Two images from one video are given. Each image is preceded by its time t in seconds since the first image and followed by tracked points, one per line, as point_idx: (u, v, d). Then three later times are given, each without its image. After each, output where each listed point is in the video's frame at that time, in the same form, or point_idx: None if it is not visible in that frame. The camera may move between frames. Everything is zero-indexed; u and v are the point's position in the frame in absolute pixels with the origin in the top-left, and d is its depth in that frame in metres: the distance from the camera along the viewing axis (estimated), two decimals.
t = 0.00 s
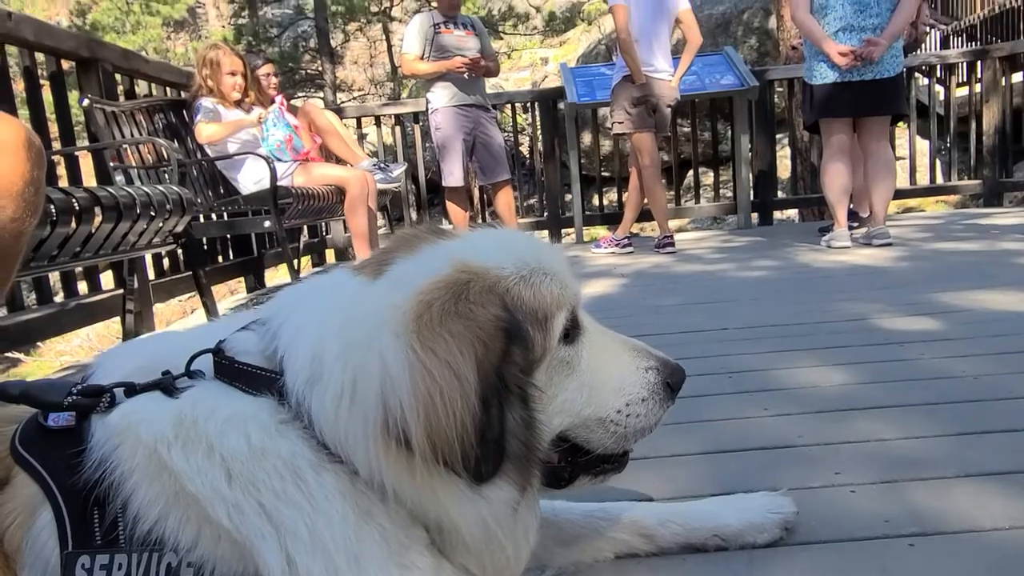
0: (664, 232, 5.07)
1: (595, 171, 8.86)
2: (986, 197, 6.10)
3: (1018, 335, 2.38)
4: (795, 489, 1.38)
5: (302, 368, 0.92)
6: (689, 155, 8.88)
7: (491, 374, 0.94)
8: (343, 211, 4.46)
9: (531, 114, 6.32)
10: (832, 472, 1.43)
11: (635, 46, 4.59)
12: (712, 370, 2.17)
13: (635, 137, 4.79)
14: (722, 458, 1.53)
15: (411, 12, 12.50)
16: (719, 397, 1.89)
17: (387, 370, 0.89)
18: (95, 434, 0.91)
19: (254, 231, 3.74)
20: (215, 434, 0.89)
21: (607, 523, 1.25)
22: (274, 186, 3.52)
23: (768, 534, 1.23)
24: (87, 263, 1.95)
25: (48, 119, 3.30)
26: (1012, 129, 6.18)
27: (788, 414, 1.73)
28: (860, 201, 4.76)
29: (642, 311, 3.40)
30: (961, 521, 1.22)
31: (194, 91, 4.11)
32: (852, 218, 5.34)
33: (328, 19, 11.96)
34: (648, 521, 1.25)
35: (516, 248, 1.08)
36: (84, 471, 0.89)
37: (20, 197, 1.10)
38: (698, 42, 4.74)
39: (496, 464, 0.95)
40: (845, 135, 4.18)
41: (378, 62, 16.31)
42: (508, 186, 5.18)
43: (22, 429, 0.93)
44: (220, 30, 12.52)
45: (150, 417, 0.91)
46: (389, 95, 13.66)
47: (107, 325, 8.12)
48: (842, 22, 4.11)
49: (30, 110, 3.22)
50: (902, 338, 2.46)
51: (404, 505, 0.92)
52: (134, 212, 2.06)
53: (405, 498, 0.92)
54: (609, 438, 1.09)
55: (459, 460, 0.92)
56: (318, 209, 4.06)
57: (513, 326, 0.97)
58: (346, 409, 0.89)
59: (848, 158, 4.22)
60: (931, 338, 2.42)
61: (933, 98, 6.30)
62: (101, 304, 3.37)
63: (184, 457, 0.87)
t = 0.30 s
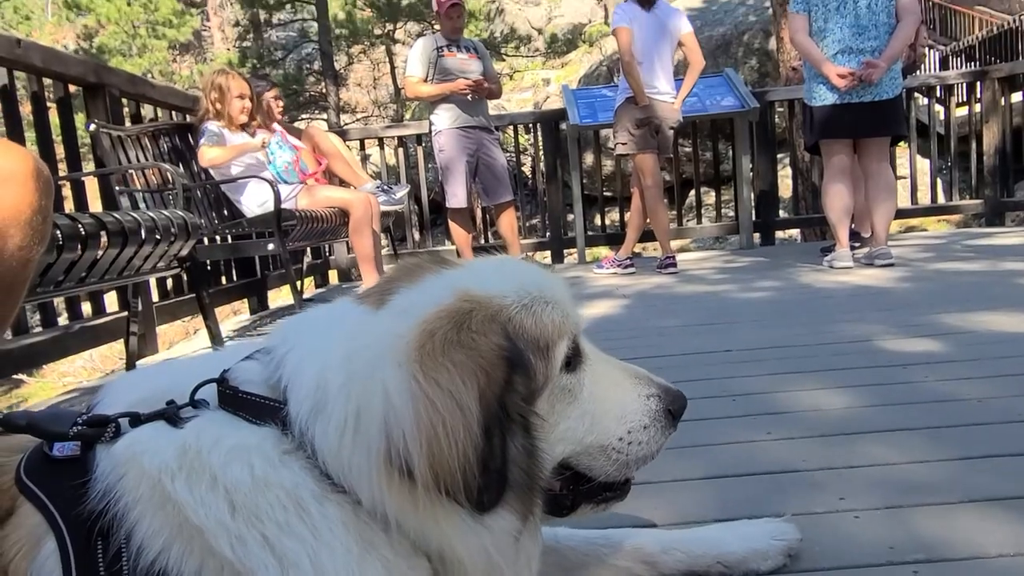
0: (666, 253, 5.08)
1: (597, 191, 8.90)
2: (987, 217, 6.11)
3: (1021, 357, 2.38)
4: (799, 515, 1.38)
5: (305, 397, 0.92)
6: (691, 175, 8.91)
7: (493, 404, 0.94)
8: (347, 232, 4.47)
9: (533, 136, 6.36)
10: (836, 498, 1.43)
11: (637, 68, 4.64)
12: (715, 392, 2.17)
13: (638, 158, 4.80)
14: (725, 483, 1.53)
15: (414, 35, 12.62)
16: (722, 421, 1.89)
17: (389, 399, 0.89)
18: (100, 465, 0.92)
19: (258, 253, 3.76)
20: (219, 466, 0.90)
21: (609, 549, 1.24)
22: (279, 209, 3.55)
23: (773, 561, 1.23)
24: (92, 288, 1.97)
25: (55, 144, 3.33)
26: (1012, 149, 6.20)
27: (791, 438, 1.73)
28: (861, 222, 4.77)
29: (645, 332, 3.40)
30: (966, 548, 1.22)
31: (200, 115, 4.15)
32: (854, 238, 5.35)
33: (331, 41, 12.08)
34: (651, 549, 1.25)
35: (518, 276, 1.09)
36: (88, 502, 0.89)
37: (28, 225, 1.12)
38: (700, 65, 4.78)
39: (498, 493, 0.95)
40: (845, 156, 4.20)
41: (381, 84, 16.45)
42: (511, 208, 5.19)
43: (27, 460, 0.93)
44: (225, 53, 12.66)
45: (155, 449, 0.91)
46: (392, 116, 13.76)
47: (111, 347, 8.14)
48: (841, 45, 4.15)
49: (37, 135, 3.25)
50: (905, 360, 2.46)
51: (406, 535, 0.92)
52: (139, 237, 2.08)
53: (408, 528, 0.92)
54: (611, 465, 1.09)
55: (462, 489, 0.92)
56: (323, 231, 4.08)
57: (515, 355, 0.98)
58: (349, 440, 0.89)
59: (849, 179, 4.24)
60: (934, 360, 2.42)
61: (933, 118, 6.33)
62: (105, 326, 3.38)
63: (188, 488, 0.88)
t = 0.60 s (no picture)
0: (668, 271, 5.09)
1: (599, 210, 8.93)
2: (989, 234, 6.12)
3: None
4: (802, 536, 1.38)
5: (308, 420, 0.92)
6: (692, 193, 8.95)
7: (495, 425, 0.95)
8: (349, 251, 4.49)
9: (535, 155, 6.39)
10: (839, 519, 1.43)
11: (638, 89, 4.67)
12: (717, 412, 2.16)
13: (640, 177, 4.82)
14: (727, 504, 1.53)
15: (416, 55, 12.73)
16: (724, 440, 1.89)
17: (393, 421, 0.90)
18: (102, 488, 0.92)
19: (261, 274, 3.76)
20: (221, 490, 0.90)
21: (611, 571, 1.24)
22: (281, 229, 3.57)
23: None
24: (96, 309, 1.97)
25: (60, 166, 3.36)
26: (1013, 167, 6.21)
27: (794, 458, 1.73)
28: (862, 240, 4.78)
29: (647, 351, 3.40)
30: (970, 570, 1.21)
31: (203, 136, 4.18)
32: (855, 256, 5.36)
33: (334, 62, 12.19)
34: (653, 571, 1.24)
35: (520, 298, 1.09)
36: (89, 526, 0.89)
37: (32, 248, 1.13)
38: (701, 84, 4.81)
39: (501, 515, 0.95)
40: (845, 175, 4.21)
41: (384, 104, 16.58)
42: (512, 227, 5.21)
43: (30, 482, 0.93)
44: (229, 74, 12.81)
45: (157, 472, 0.91)
46: (394, 136, 13.86)
47: (114, 367, 8.16)
48: (840, 65, 4.17)
49: (43, 157, 3.28)
50: (908, 378, 2.45)
51: (408, 558, 0.92)
52: (143, 258, 2.09)
53: (410, 551, 0.91)
54: (613, 487, 1.09)
55: (465, 511, 0.92)
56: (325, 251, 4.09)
57: (517, 377, 0.98)
58: (351, 462, 0.89)
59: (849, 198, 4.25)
60: (937, 379, 2.41)
61: (933, 137, 6.36)
62: (108, 346, 3.39)
63: (190, 512, 0.88)
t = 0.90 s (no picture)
0: (670, 289, 5.10)
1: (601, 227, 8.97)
2: (991, 251, 6.13)
3: None
4: (808, 557, 1.37)
5: (316, 442, 0.92)
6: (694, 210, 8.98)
7: (504, 446, 0.95)
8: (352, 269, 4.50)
9: (537, 173, 6.42)
10: (845, 540, 1.42)
11: (639, 108, 4.70)
12: (721, 431, 2.16)
13: (641, 195, 4.84)
14: (731, 524, 1.52)
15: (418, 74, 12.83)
16: (728, 460, 1.88)
17: (402, 442, 0.90)
18: (109, 511, 0.92)
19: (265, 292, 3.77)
20: (228, 513, 0.90)
21: None
22: (286, 248, 3.59)
23: None
24: (101, 329, 1.98)
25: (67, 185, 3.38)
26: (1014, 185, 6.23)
27: (799, 478, 1.72)
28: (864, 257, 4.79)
29: (649, 368, 3.41)
30: None
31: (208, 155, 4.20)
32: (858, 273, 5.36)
33: (338, 81, 12.30)
34: None
35: (525, 319, 1.10)
36: (96, 549, 0.90)
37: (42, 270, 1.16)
38: (702, 102, 4.81)
39: (510, 536, 0.95)
40: (846, 193, 4.23)
41: (386, 122, 16.70)
42: (515, 245, 5.23)
43: (39, 504, 0.94)
44: (233, 93, 12.95)
45: (164, 495, 0.91)
46: (397, 153, 13.95)
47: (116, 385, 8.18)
48: (840, 83, 4.20)
49: (49, 177, 3.30)
50: (912, 397, 2.45)
51: None
52: (148, 278, 2.10)
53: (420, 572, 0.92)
54: (618, 508, 1.10)
55: (475, 533, 0.92)
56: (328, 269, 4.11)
57: (526, 398, 0.99)
58: (361, 483, 0.89)
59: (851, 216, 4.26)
60: (941, 397, 2.41)
61: (934, 154, 6.38)
62: (112, 365, 3.39)
63: (196, 535, 0.88)
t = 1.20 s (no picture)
0: (672, 300, 5.10)
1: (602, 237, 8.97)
2: (993, 261, 6.12)
3: None
4: (814, 572, 1.37)
5: (322, 459, 0.92)
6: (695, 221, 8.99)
7: (511, 462, 0.95)
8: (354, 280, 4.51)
9: (539, 185, 6.44)
10: (850, 554, 1.42)
11: (640, 120, 4.72)
12: (725, 443, 2.16)
13: (642, 207, 4.86)
14: (736, 538, 1.52)
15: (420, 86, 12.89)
16: (732, 473, 1.88)
17: (411, 458, 0.90)
18: (115, 528, 0.92)
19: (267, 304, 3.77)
20: (233, 531, 0.90)
21: None
22: (288, 261, 3.60)
23: None
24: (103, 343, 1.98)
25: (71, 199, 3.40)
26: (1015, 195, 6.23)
27: (803, 491, 1.72)
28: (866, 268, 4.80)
29: (652, 380, 3.41)
30: None
31: (210, 167, 4.22)
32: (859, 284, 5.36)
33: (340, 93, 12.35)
34: None
35: (530, 335, 1.10)
36: (102, 567, 0.90)
37: (45, 284, 1.17)
38: (701, 114, 4.82)
39: (518, 552, 0.95)
40: (847, 205, 4.24)
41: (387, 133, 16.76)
42: (517, 256, 5.23)
43: (44, 521, 0.94)
44: (236, 106, 13.02)
45: (170, 513, 0.91)
46: (398, 165, 13.99)
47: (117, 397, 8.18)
48: (840, 95, 4.21)
49: (53, 190, 3.32)
50: (916, 408, 2.45)
51: None
52: (152, 291, 2.10)
53: None
54: (623, 524, 1.09)
55: (483, 549, 0.92)
56: (330, 280, 4.12)
57: (533, 414, 0.99)
58: (369, 499, 0.89)
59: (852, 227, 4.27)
60: (945, 409, 2.40)
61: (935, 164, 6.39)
62: (114, 377, 3.40)
63: (202, 554, 0.88)
